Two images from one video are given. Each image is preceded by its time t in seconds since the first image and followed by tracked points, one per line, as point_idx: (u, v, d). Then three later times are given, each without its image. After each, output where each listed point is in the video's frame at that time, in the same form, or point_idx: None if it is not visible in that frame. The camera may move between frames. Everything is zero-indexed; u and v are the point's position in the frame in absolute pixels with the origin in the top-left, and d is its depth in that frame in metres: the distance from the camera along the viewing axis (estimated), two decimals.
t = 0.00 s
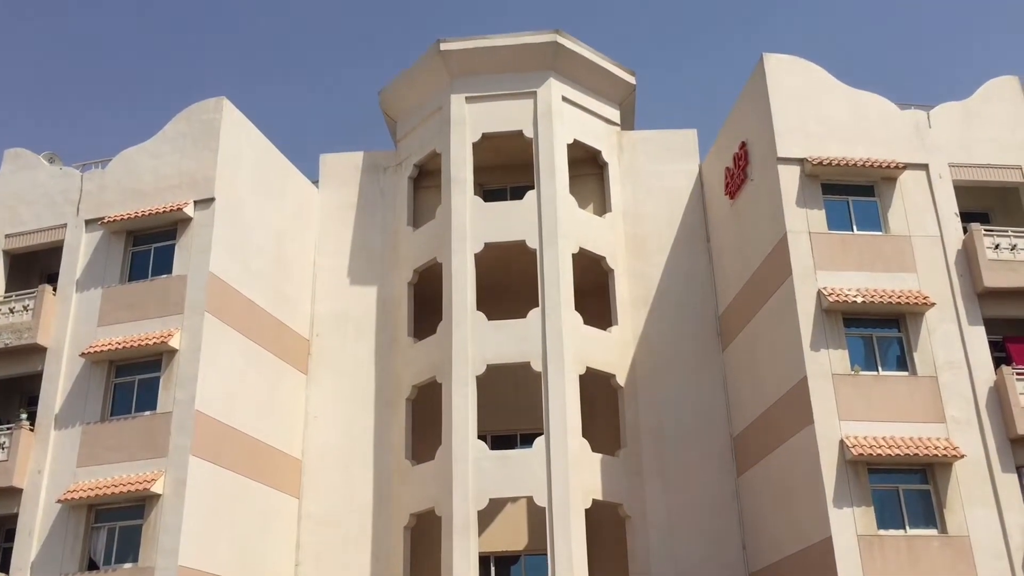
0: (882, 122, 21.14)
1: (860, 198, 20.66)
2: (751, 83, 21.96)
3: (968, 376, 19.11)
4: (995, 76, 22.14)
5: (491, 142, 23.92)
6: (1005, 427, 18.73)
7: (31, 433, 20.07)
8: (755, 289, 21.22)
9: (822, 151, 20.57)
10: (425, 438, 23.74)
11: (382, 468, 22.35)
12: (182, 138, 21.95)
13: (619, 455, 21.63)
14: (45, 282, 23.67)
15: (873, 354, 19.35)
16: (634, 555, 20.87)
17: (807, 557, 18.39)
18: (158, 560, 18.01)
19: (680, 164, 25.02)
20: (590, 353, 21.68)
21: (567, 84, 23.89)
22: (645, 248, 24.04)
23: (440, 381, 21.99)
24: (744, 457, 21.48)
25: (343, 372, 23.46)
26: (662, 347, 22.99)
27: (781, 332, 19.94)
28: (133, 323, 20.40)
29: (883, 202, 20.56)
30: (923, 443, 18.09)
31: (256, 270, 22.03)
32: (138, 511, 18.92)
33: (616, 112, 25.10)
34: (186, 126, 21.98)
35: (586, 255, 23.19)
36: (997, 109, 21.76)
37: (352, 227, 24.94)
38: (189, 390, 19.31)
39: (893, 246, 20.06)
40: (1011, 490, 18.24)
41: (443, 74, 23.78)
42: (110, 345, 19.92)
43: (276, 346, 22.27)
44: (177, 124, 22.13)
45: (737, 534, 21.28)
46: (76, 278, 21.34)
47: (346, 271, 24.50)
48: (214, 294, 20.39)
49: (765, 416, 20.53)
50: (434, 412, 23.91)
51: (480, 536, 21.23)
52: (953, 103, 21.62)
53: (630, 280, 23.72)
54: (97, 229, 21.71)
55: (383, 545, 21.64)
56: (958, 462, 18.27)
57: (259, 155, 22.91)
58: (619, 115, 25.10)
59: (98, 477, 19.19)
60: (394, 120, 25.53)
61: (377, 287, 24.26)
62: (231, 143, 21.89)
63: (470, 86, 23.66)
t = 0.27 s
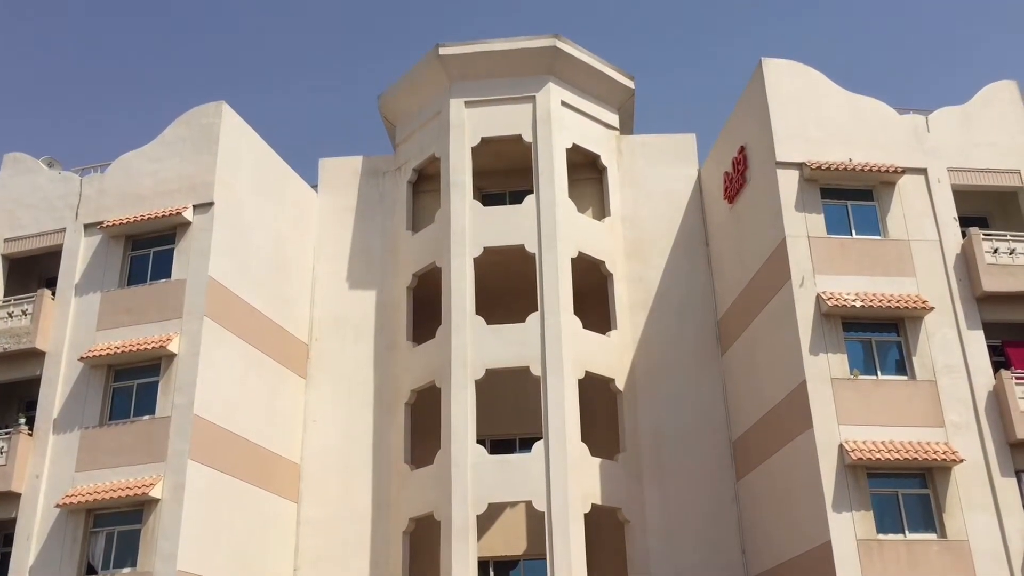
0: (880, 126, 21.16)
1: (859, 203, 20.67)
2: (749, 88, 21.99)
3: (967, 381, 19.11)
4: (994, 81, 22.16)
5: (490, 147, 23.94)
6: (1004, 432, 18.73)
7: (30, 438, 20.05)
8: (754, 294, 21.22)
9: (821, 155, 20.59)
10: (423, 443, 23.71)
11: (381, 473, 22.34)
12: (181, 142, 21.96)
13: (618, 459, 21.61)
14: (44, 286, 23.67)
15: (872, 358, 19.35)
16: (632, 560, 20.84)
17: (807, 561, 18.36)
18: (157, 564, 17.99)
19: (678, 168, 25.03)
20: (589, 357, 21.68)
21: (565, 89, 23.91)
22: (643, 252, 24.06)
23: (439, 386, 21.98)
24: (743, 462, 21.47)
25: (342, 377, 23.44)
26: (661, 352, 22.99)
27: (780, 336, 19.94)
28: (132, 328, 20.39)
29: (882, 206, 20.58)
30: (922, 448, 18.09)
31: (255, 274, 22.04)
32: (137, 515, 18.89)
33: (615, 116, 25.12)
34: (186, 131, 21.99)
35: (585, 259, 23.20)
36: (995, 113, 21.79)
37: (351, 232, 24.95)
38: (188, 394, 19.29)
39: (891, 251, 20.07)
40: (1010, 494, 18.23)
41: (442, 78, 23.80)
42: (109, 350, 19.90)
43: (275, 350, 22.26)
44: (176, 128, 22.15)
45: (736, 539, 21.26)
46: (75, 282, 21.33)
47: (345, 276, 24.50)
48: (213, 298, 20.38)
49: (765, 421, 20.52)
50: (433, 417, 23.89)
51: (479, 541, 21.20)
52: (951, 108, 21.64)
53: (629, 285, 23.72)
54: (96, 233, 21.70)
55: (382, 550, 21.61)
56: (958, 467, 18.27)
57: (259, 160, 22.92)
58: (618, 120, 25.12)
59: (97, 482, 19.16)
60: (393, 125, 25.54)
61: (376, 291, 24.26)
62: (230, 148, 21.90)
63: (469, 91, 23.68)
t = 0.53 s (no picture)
0: (876, 130, 21.20)
1: (855, 207, 20.70)
2: (746, 92, 22.02)
3: (963, 385, 19.14)
4: (990, 86, 22.21)
5: (487, 150, 23.95)
6: (999, 436, 18.76)
7: (25, 440, 20.02)
8: (750, 297, 21.25)
9: (817, 159, 20.62)
10: (419, 446, 23.70)
11: (377, 476, 22.32)
12: (177, 144, 21.95)
13: (614, 462, 21.61)
14: (40, 288, 23.64)
15: (868, 362, 19.37)
16: (628, 563, 20.83)
17: (802, 564, 18.36)
18: (152, 567, 17.95)
19: (675, 172, 25.06)
20: (585, 361, 21.69)
21: (562, 92, 23.93)
22: (640, 255, 24.07)
23: (435, 389, 21.97)
24: (739, 465, 21.47)
25: (338, 379, 23.43)
26: (658, 355, 23.00)
27: (776, 340, 19.96)
28: (127, 330, 20.37)
29: (878, 210, 20.61)
30: (917, 452, 18.11)
31: (251, 277, 22.02)
32: (132, 518, 18.86)
33: (612, 120, 25.14)
34: (182, 133, 21.98)
35: (581, 262, 23.21)
36: (991, 118, 21.83)
37: (347, 234, 24.94)
38: (183, 396, 19.28)
39: (887, 255, 20.10)
40: (1005, 498, 18.25)
41: (439, 81, 23.81)
42: (104, 352, 19.88)
43: (271, 353, 22.24)
44: (173, 130, 22.14)
45: (732, 542, 21.27)
46: (71, 284, 21.30)
47: (342, 278, 24.49)
48: (209, 301, 20.36)
49: (761, 424, 20.53)
50: (429, 420, 23.88)
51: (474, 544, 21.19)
52: (947, 112, 21.68)
53: (626, 288, 23.73)
54: (92, 236, 21.69)
55: (378, 553, 21.58)
56: (953, 470, 18.28)
57: (255, 162, 22.91)
58: (614, 123, 25.14)
59: (92, 484, 19.13)
60: (389, 128, 25.55)
61: (372, 294, 24.25)
62: (227, 150, 21.89)
63: (466, 94, 23.69)
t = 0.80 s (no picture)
0: (866, 133, 21.29)
1: (844, 209, 20.78)
2: (736, 94, 22.07)
3: (950, 387, 19.23)
4: (978, 90, 22.32)
5: (477, 150, 23.95)
6: (986, 438, 18.86)
7: (11, 438, 19.91)
8: (739, 299, 21.30)
9: (806, 162, 20.69)
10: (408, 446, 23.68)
11: (365, 475, 22.29)
12: (167, 142, 21.87)
13: (603, 463, 21.62)
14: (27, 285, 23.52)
15: (856, 364, 19.44)
16: (616, 564, 20.84)
17: (789, 565, 18.41)
18: (138, 566, 17.88)
19: (665, 173, 25.11)
20: (574, 361, 21.71)
21: (553, 92, 23.95)
22: (629, 256, 24.10)
23: (424, 388, 21.95)
24: (726, 466, 21.52)
25: (327, 378, 23.38)
26: (647, 356, 23.03)
27: (764, 341, 20.02)
28: (115, 328, 20.29)
29: (866, 213, 20.69)
30: (904, 453, 18.20)
31: (240, 275, 21.96)
32: (119, 516, 18.78)
33: (602, 120, 25.17)
34: (172, 130, 21.90)
35: (571, 263, 23.23)
36: (979, 122, 21.95)
37: (337, 233, 24.89)
38: (171, 394, 19.21)
39: (875, 257, 20.18)
40: (991, 500, 18.35)
41: (430, 81, 23.79)
42: (92, 350, 19.80)
43: (259, 351, 22.19)
44: (162, 128, 22.06)
45: (720, 543, 21.31)
46: (58, 281, 21.20)
47: (331, 277, 24.44)
48: (197, 299, 20.30)
49: (749, 425, 20.58)
50: (418, 420, 23.86)
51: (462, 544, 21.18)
52: (936, 116, 21.78)
53: (615, 288, 23.76)
54: (80, 233, 21.59)
55: (366, 552, 21.55)
56: (939, 473, 18.37)
57: (245, 160, 22.85)
58: (605, 124, 25.16)
59: (78, 482, 19.04)
60: (380, 127, 25.52)
61: (362, 293, 24.22)
62: (217, 148, 21.83)
63: (457, 93, 23.68)
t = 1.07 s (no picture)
0: (845, 135, 21.43)
1: (823, 209, 20.90)
2: (718, 93, 22.15)
3: (925, 387, 19.40)
4: (957, 93, 22.52)
5: (459, 145, 23.92)
6: (960, 438, 19.04)
7: None
8: (718, 298, 21.40)
9: (786, 162, 20.80)
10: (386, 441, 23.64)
11: (343, 470, 22.24)
12: (146, 133, 21.71)
13: (581, 460, 21.66)
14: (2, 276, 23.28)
15: (833, 363, 19.56)
16: (593, 560, 20.87)
17: (765, 563, 18.51)
18: (113, 560, 17.76)
19: (646, 171, 25.17)
20: (554, 358, 21.74)
21: (536, 89, 23.95)
22: (610, 254, 24.14)
23: (403, 383, 21.91)
24: (704, 464, 21.62)
25: (306, 373, 23.30)
26: (626, 353, 23.09)
27: (742, 340, 20.12)
28: (92, 319, 20.13)
29: (845, 214, 20.83)
30: (879, 453, 18.34)
31: (219, 268, 21.84)
32: (93, 509, 18.64)
33: (584, 118, 25.19)
34: (151, 122, 21.73)
35: (551, 260, 23.25)
36: (957, 125, 22.13)
37: (318, 228, 24.80)
38: (148, 387, 19.09)
39: (853, 258, 20.32)
40: (964, 500, 18.53)
41: (413, 76, 23.73)
42: (68, 342, 19.63)
43: (238, 345, 22.08)
44: (141, 119, 21.89)
45: (696, 540, 21.42)
46: (34, 272, 21.00)
47: (311, 271, 24.35)
48: (175, 292, 20.17)
49: (726, 423, 20.68)
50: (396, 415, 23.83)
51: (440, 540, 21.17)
52: (915, 118, 21.94)
53: (595, 286, 23.80)
54: (57, 223, 21.40)
55: (343, 548, 21.51)
56: (913, 472, 18.53)
57: (225, 153, 22.72)
58: (587, 122, 25.19)
59: (53, 475, 18.88)
60: (362, 121, 25.43)
61: (341, 287, 24.14)
62: (196, 140, 21.68)
63: (439, 89, 23.63)
